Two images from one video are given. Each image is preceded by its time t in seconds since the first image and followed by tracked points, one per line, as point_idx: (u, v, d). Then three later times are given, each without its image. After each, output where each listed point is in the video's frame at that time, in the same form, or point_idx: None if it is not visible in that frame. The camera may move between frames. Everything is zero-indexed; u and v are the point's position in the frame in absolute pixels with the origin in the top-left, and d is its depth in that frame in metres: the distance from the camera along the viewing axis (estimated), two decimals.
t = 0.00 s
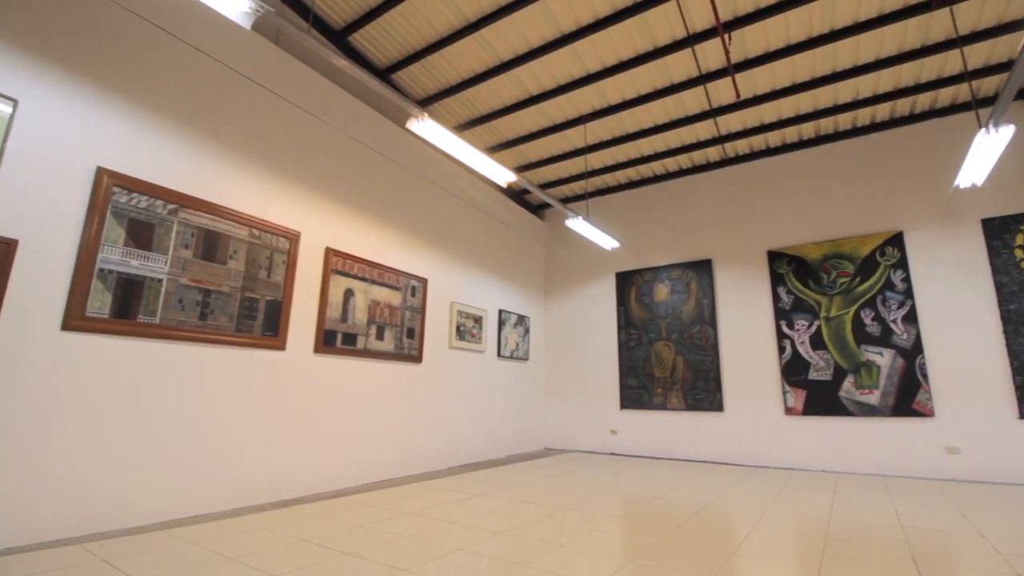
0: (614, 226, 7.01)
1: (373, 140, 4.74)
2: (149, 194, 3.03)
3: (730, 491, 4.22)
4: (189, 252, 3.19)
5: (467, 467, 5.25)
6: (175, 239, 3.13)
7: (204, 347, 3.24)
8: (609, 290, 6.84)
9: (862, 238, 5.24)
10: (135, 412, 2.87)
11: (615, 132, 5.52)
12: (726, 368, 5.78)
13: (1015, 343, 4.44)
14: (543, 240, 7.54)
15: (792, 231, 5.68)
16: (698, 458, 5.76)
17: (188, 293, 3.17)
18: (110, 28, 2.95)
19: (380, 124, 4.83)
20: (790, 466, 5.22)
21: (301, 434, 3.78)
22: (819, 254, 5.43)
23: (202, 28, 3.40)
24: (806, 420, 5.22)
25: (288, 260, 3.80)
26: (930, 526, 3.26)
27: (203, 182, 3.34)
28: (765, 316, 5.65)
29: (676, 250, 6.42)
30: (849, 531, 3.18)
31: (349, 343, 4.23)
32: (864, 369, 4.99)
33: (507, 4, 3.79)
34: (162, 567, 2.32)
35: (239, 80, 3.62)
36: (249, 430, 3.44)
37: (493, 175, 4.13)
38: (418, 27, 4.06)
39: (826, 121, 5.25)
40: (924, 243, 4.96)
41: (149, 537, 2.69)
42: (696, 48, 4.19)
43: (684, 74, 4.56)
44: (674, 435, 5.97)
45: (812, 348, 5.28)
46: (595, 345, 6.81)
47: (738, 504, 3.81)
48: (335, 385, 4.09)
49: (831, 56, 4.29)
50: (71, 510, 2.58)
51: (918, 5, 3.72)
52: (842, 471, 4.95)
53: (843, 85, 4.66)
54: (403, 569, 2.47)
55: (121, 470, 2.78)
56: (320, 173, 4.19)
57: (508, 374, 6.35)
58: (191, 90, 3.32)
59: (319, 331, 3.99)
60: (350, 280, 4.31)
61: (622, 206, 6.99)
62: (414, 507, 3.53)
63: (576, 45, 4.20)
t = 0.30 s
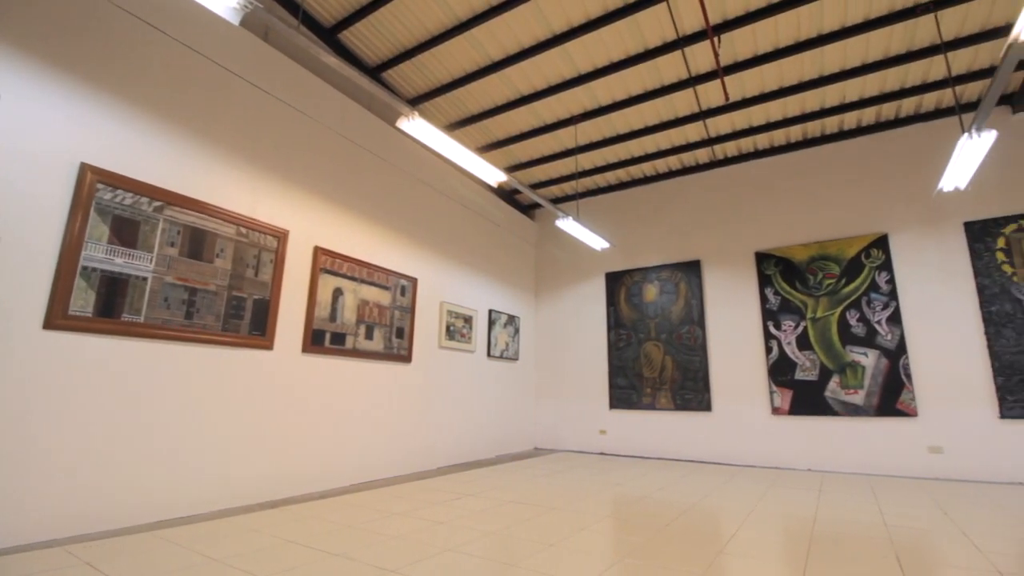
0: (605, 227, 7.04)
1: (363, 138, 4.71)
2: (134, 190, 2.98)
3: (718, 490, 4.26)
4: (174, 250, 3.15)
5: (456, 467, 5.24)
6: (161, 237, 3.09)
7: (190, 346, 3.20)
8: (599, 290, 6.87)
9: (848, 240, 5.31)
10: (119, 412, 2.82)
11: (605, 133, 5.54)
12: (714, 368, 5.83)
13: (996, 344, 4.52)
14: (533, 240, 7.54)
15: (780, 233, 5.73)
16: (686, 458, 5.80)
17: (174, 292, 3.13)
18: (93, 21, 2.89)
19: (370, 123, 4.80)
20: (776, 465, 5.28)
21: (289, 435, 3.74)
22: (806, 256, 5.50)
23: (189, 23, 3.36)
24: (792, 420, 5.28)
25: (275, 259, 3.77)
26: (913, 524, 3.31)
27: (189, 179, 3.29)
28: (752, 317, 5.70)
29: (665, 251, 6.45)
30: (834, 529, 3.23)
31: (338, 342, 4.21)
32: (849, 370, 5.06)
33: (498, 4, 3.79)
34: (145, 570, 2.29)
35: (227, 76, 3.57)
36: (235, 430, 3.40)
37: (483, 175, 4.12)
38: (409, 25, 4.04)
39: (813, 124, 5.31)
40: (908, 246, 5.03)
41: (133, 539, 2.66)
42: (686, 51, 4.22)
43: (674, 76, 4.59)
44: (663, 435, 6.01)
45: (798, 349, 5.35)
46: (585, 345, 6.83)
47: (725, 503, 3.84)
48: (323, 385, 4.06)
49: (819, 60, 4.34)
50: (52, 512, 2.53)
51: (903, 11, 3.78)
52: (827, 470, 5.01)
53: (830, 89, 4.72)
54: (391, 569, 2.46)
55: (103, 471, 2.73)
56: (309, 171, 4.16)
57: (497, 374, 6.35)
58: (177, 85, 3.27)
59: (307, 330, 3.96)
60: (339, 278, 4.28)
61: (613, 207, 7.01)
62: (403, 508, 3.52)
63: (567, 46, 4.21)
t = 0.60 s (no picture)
0: (595, 227, 7.06)
1: (352, 136, 4.68)
2: (119, 187, 2.94)
3: (705, 490, 4.29)
4: (160, 248, 3.11)
5: (445, 467, 5.23)
6: (146, 235, 3.05)
7: (175, 345, 3.15)
8: (589, 290, 6.89)
9: (835, 242, 5.37)
10: (102, 412, 2.78)
11: (596, 133, 5.56)
12: (702, 368, 5.87)
13: (977, 345, 4.61)
14: (523, 240, 7.55)
15: (769, 234, 5.79)
16: (674, 457, 5.84)
17: (159, 291, 3.09)
18: (77, 15, 2.84)
19: (360, 121, 4.77)
20: (763, 465, 5.33)
21: (276, 435, 3.71)
22: (793, 258, 5.56)
23: (176, 18, 3.31)
24: (779, 420, 5.33)
25: (263, 257, 3.73)
26: (896, 522, 3.36)
27: (175, 177, 3.25)
28: (740, 317, 5.76)
29: (655, 252, 6.49)
30: (819, 528, 3.27)
31: (326, 342, 4.18)
32: (834, 370, 5.13)
33: (489, 3, 3.79)
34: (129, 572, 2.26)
35: (214, 72, 3.53)
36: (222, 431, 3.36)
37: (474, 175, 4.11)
38: (399, 23, 4.03)
39: (801, 127, 5.37)
40: (893, 248, 5.11)
41: (117, 541, 2.62)
42: (676, 53, 4.25)
43: (664, 78, 4.62)
44: (651, 435, 6.04)
45: (785, 349, 5.41)
46: (575, 345, 6.85)
47: (712, 502, 3.88)
48: (311, 385, 4.03)
49: (807, 63, 4.38)
50: (33, 515, 2.48)
51: (889, 16, 3.84)
52: (812, 469, 5.07)
53: (818, 93, 4.77)
54: (379, 570, 2.45)
55: (86, 473, 2.69)
56: (298, 169, 4.12)
57: (487, 374, 6.35)
58: (164, 81, 3.22)
59: (296, 329, 3.93)
60: (328, 278, 4.26)
61: (603, 207, 7.04)
62: (392, 508, 3.50)
63: (558, 46, 4.22)
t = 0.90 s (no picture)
0: (585, 227, 7.08)
1: (342, 134, 4.65)
2: (104, 184, 2.90)
3: (693, 489, 4.32)
4: (146, 246, 3.06)
5: (435, 467, 5.22)
6: (131, 232, 3.00)
7: (161, 345, 3.11)
8: (580, 290, 6.91)
9: (821, 244, 5.44)
10: (85, 412, 2.73)
11: (587, 134, 5.57)
12: (691, 368, 5.91)
13: (960, 346, 4.69)
14: (514, 240, 7.55)
15: (757, 236, 5.84)
16: (663, 456, 5.88)
17: (145, 289, 3.04)
18: (61, 8, 2.79)
19: (350, 119, 4.74)
20: (750, 464, 5.38)
21: (263, 436, 3.68)
22: (780, 259, 5.62)
23: (162, 13, 3.27)
24: (766, 420, 5.39)
25: (251, 256, 3.70)
26: (880, 520, 3.41)
27: (161, 174, 3.20)
28: (729, 318, 5.80)
29: (645, 253, 6.52)
30: (804, 526, 3.31)
31: (315, 342, 4.15)
32: (821, 370, 5.19)
33: (481, 3, 3.79)
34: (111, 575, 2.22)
35: (202, 68, 3.49)
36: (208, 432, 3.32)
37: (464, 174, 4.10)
38: (390, 22, 4.01)
39: (789, 129, 5.42)
40: (879, 250, 5.18)
41: (100, 543, 2.57)
42: (667, 55, 4.27)
43: (654, 80, 4.65)
44: (640, 435, 6.08)
45: (772, 350, 5.46)
46: (565, 345, 6.86)
47: (700, 501, 3.90)
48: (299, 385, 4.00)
49: (794, 67, 4.43)
50: (13, 517, 2.43)
51: (875, 22, 3.89)
52: (798, 467, 5.13)
53: (805, 96, 4.83)
54: (367, 570, 2.44)
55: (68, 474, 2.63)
56: (286, 167, 4.09)
57: (477, 374, 6.34)
58: (150, 75, 3.18)
59: (284, 329, 3.89)
60: (317, 277, 4.23)
61: (594, 208, 7.06)
62: (380, 509, 3.49)
63: (549, 47, 4.23)
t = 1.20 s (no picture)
0: (576, 228, 7.09)
1: (332, 132, 4.63)
2: (88, 181, 2.85)
3: (681, 488, 4.36)
4: (131, 244, 3.02)
5: (424, 467, 5.21)
6: (116, 230, 2.96)
7: (146, 344, 3.07)
8: (570, 291, 6.92)
9: (808, 246, 5.51)
10: (68, 412, 2.68)
11: (578, 135, 5.59)
12: (680, 369, 5.95)
13: (943, 347, 4.76)
14: (504, 240, 7.55)
15: (746, 237, 5.89)
16: (652, 456, 5.91)
17: (130, 287, 3.00)
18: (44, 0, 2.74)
19: (339, 117, 4.72)
20: (738, 463, 5.43)
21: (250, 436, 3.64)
22: (768, 260, 5.67)
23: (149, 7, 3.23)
24: (753, 419, 5.44)
25: (239, 255, 3.66)
26: (864, 519, 3.46)
27: (147, 170, 3.16)
28: (717, 319, 5.85)
29: (636, 253, 6.56)
30: (790, 525, 3.34)
31: (303, 341, 4.12)
32: (807, 370, 5.25)
33: (472, 2, 3.78)
34: None
35: (189, 63, 3.44)
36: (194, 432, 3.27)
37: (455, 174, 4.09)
38: (381, 20, 3.99)
39: (777, 132, 5.48)
40: (864, 252, 5.25)
41: (82, 545, 2.53)
42: (657, 56, 4.30)
43: (645, 82, 4.67)
44: (629, 435, 6.11)
45: (760, 350, 5.52)
46: (555, 345, 6.88)
47: (687, 501, 3.93)
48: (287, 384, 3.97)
49: (783, 70, 4.48)
50: None
51: (862, 26, 3.95)
52: (784, 467, 5.19)
53: (793, 99, 4.88)
54: (355, 570, 2.43)
55: (50, 475, 2.59)
56: (275, 165, 4.05)
57: (467, 374, 6.33)
58: (136, 70, 3.13)
59: (272, 328, 3.86)
60: (306, 276, 4.20)
61: (585, 209, 7.08)
62: (369, 509, 3.48)
63: (540, 48, 4.23)
